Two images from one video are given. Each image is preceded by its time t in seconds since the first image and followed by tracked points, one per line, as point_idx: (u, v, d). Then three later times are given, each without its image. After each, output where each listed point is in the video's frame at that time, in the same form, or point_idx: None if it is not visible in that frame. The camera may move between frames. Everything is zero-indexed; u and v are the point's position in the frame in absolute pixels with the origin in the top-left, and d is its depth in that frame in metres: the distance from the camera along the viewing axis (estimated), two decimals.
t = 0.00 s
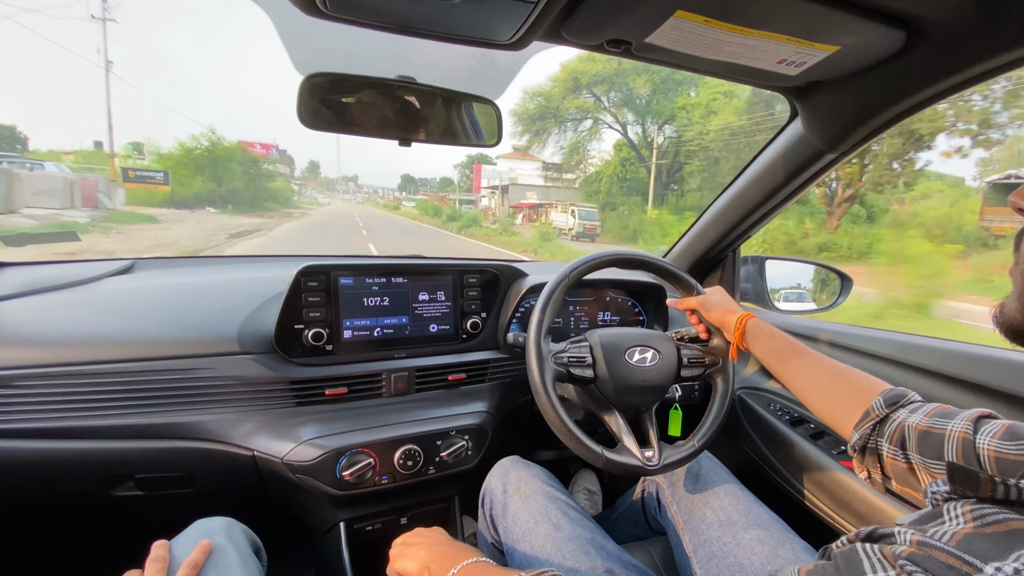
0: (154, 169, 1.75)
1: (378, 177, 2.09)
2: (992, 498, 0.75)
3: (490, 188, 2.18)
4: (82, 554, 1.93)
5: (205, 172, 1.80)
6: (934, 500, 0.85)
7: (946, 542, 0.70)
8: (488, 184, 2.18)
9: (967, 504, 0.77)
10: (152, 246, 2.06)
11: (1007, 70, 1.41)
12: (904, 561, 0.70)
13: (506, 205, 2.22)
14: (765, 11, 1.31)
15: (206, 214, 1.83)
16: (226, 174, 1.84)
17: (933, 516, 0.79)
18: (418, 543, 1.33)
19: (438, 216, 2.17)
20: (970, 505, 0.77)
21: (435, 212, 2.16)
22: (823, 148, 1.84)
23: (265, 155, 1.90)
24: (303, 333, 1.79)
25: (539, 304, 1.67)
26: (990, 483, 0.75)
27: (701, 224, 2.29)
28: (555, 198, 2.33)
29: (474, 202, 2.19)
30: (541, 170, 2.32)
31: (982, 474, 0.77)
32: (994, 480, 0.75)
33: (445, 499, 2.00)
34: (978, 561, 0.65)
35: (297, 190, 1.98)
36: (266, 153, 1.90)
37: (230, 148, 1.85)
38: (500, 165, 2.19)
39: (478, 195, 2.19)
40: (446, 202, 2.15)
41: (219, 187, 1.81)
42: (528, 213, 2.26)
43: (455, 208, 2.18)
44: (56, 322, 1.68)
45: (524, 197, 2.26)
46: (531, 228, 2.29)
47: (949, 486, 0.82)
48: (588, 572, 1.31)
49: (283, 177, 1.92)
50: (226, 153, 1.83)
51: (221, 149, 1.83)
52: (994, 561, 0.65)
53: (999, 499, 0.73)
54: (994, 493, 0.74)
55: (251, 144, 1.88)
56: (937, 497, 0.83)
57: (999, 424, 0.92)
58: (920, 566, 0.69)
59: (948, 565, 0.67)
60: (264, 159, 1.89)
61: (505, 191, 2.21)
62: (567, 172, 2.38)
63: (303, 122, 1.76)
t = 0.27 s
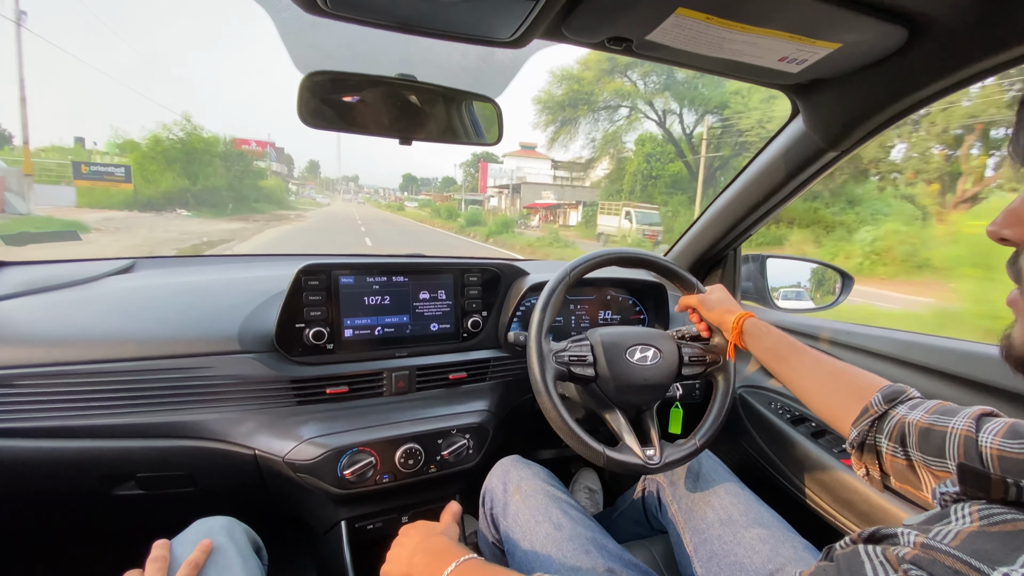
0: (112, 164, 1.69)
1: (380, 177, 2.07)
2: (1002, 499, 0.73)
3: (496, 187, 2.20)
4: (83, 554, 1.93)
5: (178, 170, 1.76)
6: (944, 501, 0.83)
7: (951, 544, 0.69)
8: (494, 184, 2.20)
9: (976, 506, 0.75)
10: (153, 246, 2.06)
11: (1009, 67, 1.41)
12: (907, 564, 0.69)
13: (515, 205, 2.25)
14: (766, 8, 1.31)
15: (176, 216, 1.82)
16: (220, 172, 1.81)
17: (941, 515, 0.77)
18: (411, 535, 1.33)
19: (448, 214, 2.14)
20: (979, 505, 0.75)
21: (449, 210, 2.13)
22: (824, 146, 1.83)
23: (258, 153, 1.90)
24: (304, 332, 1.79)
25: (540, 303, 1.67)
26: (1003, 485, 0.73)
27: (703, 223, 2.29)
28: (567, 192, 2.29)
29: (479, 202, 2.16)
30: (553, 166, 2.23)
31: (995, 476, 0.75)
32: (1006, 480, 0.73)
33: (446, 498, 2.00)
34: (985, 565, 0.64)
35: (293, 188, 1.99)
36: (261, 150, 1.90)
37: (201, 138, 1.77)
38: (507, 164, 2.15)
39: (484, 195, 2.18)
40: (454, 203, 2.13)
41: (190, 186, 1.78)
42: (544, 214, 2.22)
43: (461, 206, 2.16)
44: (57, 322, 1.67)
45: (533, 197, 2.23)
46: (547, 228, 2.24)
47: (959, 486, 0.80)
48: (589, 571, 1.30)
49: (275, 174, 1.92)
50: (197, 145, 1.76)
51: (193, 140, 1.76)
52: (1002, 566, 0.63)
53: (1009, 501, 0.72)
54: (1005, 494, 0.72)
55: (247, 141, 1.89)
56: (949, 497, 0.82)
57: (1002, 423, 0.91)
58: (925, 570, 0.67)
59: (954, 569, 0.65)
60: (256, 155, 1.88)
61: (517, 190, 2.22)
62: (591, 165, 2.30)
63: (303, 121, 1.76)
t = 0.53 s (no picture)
0: (48, 156, 1.58)
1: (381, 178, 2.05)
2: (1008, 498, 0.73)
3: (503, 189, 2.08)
4: (86, 556, 1.94)
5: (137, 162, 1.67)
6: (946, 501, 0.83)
7: (961, 543, 0.68)
8: (502, 183, 2.08)
9: (981, 505, 0.75)
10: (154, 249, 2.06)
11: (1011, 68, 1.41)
12: (917, 562, 0.69)
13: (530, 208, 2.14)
14: (767, 10, 1.31)
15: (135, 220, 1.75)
16: (211, 173, 1.79)
17: (947, 519, 0.76)
18: (396, 523, 1.34)
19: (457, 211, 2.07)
20: (983, 506, 0.75)
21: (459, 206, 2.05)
22: (825, 147, 1.83)
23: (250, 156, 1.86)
24: (305, 334, 1.79)
25: (541, 305, 1.67)
26: (1006, 484, 0.73)
27: (704, 223, 2.28)
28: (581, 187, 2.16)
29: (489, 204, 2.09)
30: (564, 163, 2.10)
31: (999, 475, 0.75)
32: (1010, 478, 0.73)
33: (448, 499, 2.00)
34: (997, 562, 0.63)
35: (288, 186, 1.95)
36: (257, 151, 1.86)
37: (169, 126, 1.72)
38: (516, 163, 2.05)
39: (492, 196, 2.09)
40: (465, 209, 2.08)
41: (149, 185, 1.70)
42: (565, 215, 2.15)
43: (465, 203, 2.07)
44: (59, 325, 1.68)
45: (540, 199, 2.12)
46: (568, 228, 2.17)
47: (963, 487, 0.80)
48: (592, 572, 1.30)
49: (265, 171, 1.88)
50: (163, 131, 1.70)
51: (158, 126, 1.69)
52: (1014, 562, 0.62)
53: (1014, 498, 0.71)
54: (1011, 492, 0.72)
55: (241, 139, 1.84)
56: (952, 500, 0.80)
57: (1003, 424, 0.91)
58: (936, 568, 0.67)
59: (966, 566, 0.65)
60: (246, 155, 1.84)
61: (530, 190, 2.11)
62: (613, 159, 2.13)
63: (305, 124, 1.77)
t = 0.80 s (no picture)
0: None
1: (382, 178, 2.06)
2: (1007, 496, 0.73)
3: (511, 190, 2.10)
4: (88, 554, 1.94)
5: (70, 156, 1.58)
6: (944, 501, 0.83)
7: (961, 539, 0.68)
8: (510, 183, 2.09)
9: (981, 504, 0.74)
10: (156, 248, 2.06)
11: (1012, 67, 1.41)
12: (916, 557, 0.69)
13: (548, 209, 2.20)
14: (767, 9, 1.31)
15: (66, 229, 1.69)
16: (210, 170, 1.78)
17: (947, 518, 0.76)
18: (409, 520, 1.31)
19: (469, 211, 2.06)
20: (982, 505, 0.74)
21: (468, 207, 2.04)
22: (826, 146, 1.83)
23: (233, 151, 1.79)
24: (307, 334, 1.79)
25: (542, 304, 1.68)
26: (1003, 482, 0.73)
27: (706, 222, 2.28)
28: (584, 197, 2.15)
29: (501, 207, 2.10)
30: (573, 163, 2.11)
31: (997, 473, 0.74)
32: (1007, 477, 0.73)
33: (449, 498, 2.00)
34: (994, 557, 0.63)
35: (286, 185, 1.93)
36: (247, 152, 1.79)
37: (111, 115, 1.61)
38: (526, 161, 2.07)
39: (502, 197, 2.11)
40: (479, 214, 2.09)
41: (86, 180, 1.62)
42: (587, 215, 2.14)
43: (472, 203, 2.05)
44: (61, 324, 1.68)
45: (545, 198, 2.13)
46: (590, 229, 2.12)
47: (961, 486, 0.79)
48: (592, 570, 1.31)
49: (259, 168, 1.84)
50: (101, 120, 1.59)
51: (96, 113, 1.58)
52: (1010, 557, 0.62)
53: (1013, 497, 0.71)
54: (1009, 491, 0.71)
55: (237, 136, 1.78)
56: (950, 499, 0.80)
57: (1003, 425, 0.92)
58: (935, 563, 0.67)
59: (963, 561, 0.65)
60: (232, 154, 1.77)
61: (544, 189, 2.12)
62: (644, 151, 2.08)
63: (307, 124, 1.77)
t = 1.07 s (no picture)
0: None
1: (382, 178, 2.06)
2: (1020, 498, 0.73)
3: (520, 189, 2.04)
4: (89, 555, 1.94)
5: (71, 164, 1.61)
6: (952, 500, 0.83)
7: (973, 541, 0.67)
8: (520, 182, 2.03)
9: (992, 505, 0.74)
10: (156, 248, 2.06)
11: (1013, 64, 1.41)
12: (927, 559, 0.68)
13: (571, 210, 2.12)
14: (768, 8, 1.31)
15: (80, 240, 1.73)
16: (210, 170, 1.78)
17: (960, 519, 0.75)
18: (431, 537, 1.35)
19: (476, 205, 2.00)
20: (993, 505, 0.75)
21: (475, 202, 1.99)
22: (827, 145, 1.83)
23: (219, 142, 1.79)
24: (308, 334, 1.79)
25: (542, 304, 1.67)
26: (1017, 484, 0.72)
27: (706, 222, 2.28)
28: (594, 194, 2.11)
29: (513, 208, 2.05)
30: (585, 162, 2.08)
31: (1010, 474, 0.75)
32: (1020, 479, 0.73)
33: (450, 498, 2.00)
34: (1007, 560, 0.62)
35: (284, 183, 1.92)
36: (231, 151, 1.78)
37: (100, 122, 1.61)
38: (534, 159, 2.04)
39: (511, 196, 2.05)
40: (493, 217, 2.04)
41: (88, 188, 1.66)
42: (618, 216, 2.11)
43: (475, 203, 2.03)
44: (62, 325, 1.68)
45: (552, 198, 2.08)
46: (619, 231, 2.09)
47: (972, 485, 0.80)
48: (593, 571, 1.30)
49: (255, 166, 1.84)
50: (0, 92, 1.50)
51: None
52: None
53: None
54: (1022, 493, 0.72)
55: (231, 132, 1.78)
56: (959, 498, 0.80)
57: (1006, 423, 0.91)
58: (946, 566, 0.66)
59: (975, 564, 0.64)
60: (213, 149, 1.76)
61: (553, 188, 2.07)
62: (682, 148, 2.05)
63: (307, 124, 1.77)
